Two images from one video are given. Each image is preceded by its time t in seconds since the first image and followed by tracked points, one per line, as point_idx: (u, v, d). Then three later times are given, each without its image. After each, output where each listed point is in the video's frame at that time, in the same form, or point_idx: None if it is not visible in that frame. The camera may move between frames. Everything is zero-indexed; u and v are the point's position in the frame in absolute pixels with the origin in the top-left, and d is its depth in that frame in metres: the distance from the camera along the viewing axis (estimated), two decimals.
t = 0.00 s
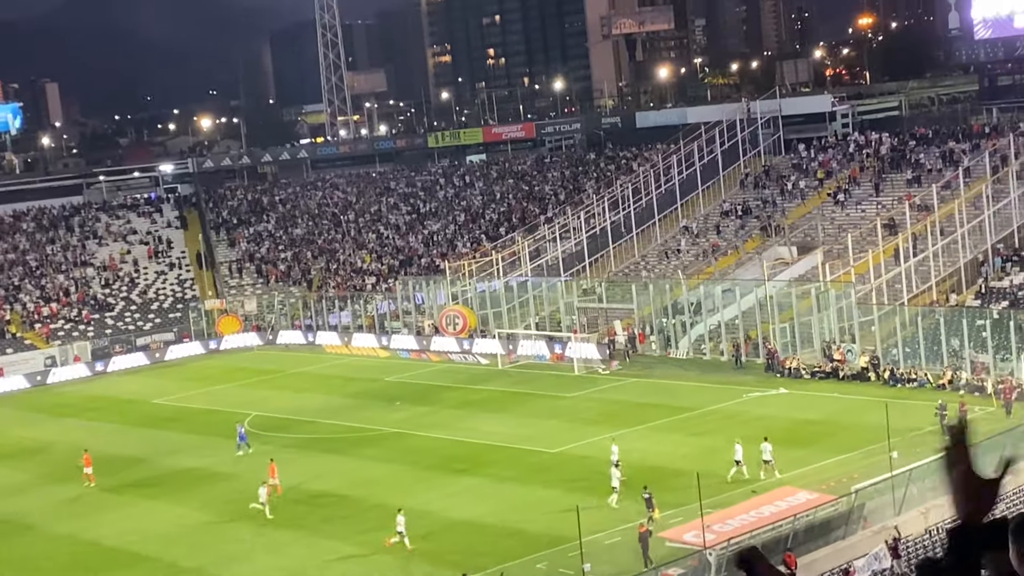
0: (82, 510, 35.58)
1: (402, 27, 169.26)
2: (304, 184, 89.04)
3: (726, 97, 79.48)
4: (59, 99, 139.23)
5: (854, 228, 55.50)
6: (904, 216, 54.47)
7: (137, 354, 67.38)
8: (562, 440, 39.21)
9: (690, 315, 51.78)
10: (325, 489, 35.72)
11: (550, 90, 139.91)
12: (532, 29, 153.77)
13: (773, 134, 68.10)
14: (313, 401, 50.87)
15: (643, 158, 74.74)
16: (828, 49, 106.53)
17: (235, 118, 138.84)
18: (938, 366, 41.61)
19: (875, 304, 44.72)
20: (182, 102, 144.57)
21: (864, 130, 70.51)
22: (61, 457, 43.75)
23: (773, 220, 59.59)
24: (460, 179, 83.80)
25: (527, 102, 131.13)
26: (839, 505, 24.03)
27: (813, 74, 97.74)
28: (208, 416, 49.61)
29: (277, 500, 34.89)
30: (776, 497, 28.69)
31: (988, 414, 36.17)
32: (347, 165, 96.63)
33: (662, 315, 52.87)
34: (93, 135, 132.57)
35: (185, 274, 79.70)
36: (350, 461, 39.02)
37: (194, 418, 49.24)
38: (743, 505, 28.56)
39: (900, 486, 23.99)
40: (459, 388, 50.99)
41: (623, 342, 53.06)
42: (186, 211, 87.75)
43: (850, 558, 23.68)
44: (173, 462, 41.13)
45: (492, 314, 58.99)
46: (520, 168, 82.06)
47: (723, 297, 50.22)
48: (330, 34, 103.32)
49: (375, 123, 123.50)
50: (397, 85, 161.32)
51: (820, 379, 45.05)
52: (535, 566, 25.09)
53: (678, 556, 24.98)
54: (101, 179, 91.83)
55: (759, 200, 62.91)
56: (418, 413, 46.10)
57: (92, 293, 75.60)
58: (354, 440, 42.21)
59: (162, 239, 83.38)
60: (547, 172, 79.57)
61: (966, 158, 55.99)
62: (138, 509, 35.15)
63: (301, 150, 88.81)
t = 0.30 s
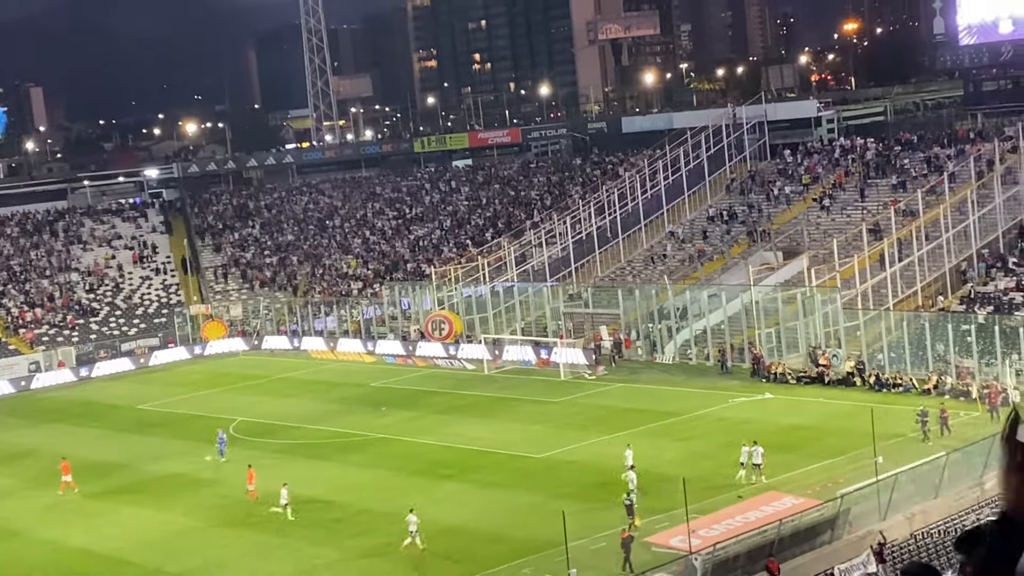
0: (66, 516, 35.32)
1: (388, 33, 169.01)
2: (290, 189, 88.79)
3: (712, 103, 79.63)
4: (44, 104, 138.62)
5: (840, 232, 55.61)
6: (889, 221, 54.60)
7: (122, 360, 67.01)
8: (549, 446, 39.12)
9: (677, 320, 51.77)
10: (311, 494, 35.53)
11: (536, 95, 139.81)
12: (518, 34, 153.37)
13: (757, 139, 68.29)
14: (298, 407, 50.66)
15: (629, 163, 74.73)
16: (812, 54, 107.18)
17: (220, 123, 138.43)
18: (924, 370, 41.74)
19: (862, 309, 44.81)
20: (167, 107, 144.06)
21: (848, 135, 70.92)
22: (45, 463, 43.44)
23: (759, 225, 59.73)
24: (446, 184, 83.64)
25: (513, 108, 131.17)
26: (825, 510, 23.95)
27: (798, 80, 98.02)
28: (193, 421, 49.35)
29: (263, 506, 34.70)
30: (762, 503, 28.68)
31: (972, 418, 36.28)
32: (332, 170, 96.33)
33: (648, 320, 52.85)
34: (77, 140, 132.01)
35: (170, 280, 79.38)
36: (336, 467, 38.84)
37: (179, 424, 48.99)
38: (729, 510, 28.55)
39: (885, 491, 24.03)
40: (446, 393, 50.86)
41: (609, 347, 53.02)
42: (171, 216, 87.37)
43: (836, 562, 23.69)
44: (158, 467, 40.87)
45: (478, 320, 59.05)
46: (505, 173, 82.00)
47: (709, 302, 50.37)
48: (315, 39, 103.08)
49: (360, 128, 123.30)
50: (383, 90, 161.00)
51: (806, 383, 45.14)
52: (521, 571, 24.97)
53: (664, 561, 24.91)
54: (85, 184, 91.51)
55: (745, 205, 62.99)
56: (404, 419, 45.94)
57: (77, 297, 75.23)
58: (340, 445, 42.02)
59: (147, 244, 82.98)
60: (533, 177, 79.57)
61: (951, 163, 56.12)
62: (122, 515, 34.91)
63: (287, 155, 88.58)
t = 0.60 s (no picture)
0: (50, 517, 35.15)
1: (372, 35, 168.82)
2: (274, 190, 88.61)
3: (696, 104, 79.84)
4: (26, 104, 137.85)
5: (823, 233, 55.83)
6: (871, 223, 54.84)
7: (106, 360, 66.69)
8: (533, 446, 39.15)
9: (660, 321, 51.81)
10: (295, 495, 35.49)
11: (520, 96, 139.90)
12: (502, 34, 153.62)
13: (742, 141, 69.24)
14: (282, 408, 50.55)
15: (613, 164, 74.83)
16: (795, 56, 107.85)
17: (203, 123, 138.02)
18: (906, 370, 41.92)
19: (844, 309, 45.12)
20: (150, 107, 143.59)
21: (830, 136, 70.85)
22: (28, 464, 43.23)
23: (742, 226, 59.94)
24: (430, 185, 83.54)
25: (498, 109, 131.31)
26: (807, 509, 23.97)
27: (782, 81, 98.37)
28: (178, 422, 49.20)
29: (248, 506, 34.63)
30: (745, 502, 28.85)
31: (953, 418, 36.48)
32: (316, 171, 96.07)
33: (632, 321, 52.89)
34: (60, 141, 131.34)
35: (154, 280, 79.10)
36: (321, 467, 38.78)
37: (162, 425, 48.81)
38: (713, 509, 28.69)
39: (867, 491, 24.09)
40: (430, 394, 50.84)
41: (593, 348, 53.07)
42: (155, 217, 87.01)
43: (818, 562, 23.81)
44: (142, 469, 40.73)
45: (463, 320, 59.12)
46: (490, 174, 82.01)
47: (692, 303, 50.40)
48: (300, 39, 102.84)
49: (344, 128, 123.05)
50: (367, 92, 160.83)
51: (789, 384, 45.15)
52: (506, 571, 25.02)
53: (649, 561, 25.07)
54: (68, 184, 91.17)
55: (729, 207, 63.19)
56: (389, 419, 45.91)
57: (60, 298, 74.91)
58: (324, 446, 41.97)
59: (130, 245, 82.65)
60: (517, 178, 79.63)
61: (933, 164, 56.39)
62: (106, 516, 34.77)
63: (270, 155, 88.38)
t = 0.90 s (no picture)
0: (34, 519, 34.99)
1: (359, 36, 168.35)
2: (260, 191, 88.34)
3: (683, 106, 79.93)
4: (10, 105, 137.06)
5: (809, 235, 56.01)
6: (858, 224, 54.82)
7: (91, 362, 66.42)
8: (519, 448, 39.16)
9: (647, 322, 51.77)
10: (281, 497, 35.41)
11: (507, 97, 139.78)
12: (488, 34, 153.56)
13: (729, 141, 68.89)
14: (268, 409, 50.42)
15: (600, 166, 74.80)
16: (781, 58, 108.24)
17: (189, 124, 137.56)
18: (892, 372, 42.03)
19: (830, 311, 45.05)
20: (136, 108, 143.06)
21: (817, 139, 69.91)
22: (12, 466, 43.03)
23: (729, 228, 60.03)
24: (417, 186, 83.37)
25: (484, 110, 131.28)
26: (794, 510, 24.03)
27: (768, 83, 98.62)
28: (164, 424, 49.01)
29: (234, 508, 34.55)
30: (732, 503, 28.94)
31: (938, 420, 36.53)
32: (303, 172, 95.79)
33: (619, 323, 52.89)
34: (45, 142, 130.65)
35: (139, 282, 78.82)
36: (307, 469, 38.71)
37: (148, 427, 48.64)
38: (699, 510, 28.79)
39: (853, 492, 24.23)
40: (416, 396, 50.78)
41: (579, 349, 53.07)
42: (141, 219, 86.64)
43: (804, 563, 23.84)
44: (127, 470, 40.59)
45: (450, 322, 58.74)
46: (476, 175, 81.83)
47: (679, 305, 50.40)
48: (286, 40, 102.51)
49: (331, 129, 122.78)
50: (352, 92, 160.52)
51: (775, 386, 45.02)
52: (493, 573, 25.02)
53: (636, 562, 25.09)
54: (54, 184, 90.74)
55: (715, 208, 63.26)
56: (375, 421, 45.83)
57: (45, 299, 74.60)
58: (311, 447, 41.89)
59: (116, 246, 82.25)
60: (504, 179, 79.59)
61: (919, 166, 56.66)
62: (93, 518, 34.65)
63: (256, 157, 88.15)
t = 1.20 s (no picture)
0: (19, 521, 34.72)
1: (346, 36, 167.94)
2: (246, 191, 88.05)
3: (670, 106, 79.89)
4: None
5: (795, 235, 56.09)
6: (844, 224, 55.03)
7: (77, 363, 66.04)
8: (506, 448, 39.04)
9: (634, 322, 51.74)
10: (267, 497, 35.20)
11: (494, 98, 139.79)
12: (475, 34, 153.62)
13: (716, 142, 68.86)
14: (255, 410, 50.19)
15: (587, 166, 74.74)
16: (768, 58, 108.50)
17: (176, 124, 137.12)
18: (879, 372, 42.09)
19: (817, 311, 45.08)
20: (122, 108, 142.57)
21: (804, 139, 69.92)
22: None
23: (716, 228, 60.04)
24: (403, 186, 83.13)
25: (472, 110, 131.25)
26: (781, 510, 23.93)
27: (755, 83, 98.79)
28: (150, 425, 48.74)
29: (220, 509, 34.34)
30: (718, 504, 28.89)
31: (924, 420, 36.73)
32: (290, 172, 95.45)
33: (606, 323, 52.79)
34: (31, 141, 130.01)
35: (125, 283, 78.45)
36: (293, 470, 38.52)
37: (134, 428, 48.38)
38: (686, 511, 28.72)
39: (840, 491, 24.24)
40: (403, 396, 50.59)
41: (566, 350, 52.94)
42: (127, 219, 86.21)
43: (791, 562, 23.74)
44: (113, 471, 40.33)
45: (437, 322, 58.72)
46: (463, 175, 81.65)
47: (666, 305, 50.33)
48: (273, 40, 102.18)
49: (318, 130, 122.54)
50: (339, 91, 160.14)
51: (762, 385, 45.30)
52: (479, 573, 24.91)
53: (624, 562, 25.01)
54: (40, 184, 90.27)
55: (702, 208, 63.22)
56: (362, 421, 45.65)
57: (31, 300, 74.28)
58: (297, 448, 41.69)
59: (101, 246, 81.79)
60: (491, 179, 79.45)
61: (905, 166, 56.79)
62: (77, 519, 34.39)
63: (243, 157, 87.85)
